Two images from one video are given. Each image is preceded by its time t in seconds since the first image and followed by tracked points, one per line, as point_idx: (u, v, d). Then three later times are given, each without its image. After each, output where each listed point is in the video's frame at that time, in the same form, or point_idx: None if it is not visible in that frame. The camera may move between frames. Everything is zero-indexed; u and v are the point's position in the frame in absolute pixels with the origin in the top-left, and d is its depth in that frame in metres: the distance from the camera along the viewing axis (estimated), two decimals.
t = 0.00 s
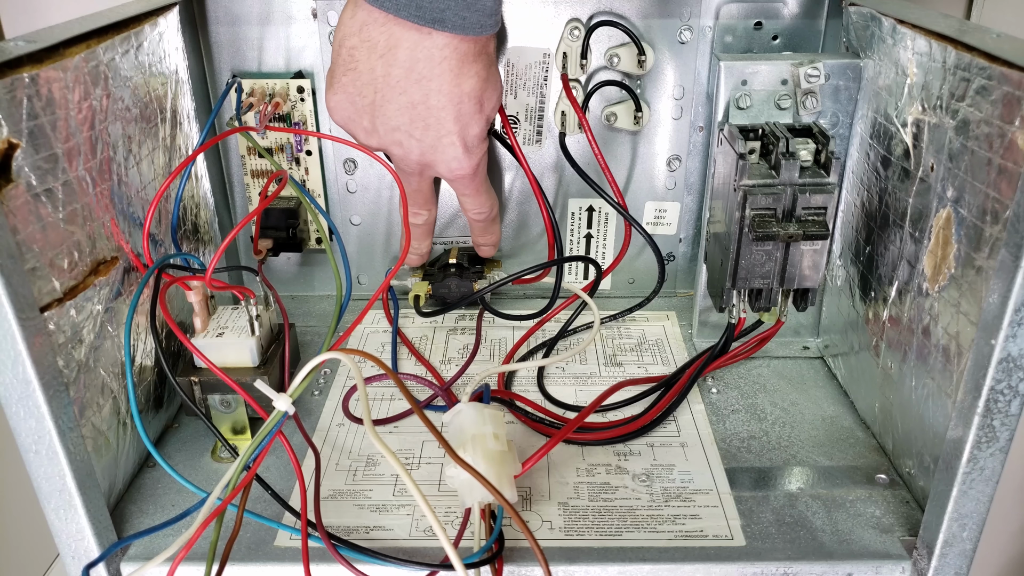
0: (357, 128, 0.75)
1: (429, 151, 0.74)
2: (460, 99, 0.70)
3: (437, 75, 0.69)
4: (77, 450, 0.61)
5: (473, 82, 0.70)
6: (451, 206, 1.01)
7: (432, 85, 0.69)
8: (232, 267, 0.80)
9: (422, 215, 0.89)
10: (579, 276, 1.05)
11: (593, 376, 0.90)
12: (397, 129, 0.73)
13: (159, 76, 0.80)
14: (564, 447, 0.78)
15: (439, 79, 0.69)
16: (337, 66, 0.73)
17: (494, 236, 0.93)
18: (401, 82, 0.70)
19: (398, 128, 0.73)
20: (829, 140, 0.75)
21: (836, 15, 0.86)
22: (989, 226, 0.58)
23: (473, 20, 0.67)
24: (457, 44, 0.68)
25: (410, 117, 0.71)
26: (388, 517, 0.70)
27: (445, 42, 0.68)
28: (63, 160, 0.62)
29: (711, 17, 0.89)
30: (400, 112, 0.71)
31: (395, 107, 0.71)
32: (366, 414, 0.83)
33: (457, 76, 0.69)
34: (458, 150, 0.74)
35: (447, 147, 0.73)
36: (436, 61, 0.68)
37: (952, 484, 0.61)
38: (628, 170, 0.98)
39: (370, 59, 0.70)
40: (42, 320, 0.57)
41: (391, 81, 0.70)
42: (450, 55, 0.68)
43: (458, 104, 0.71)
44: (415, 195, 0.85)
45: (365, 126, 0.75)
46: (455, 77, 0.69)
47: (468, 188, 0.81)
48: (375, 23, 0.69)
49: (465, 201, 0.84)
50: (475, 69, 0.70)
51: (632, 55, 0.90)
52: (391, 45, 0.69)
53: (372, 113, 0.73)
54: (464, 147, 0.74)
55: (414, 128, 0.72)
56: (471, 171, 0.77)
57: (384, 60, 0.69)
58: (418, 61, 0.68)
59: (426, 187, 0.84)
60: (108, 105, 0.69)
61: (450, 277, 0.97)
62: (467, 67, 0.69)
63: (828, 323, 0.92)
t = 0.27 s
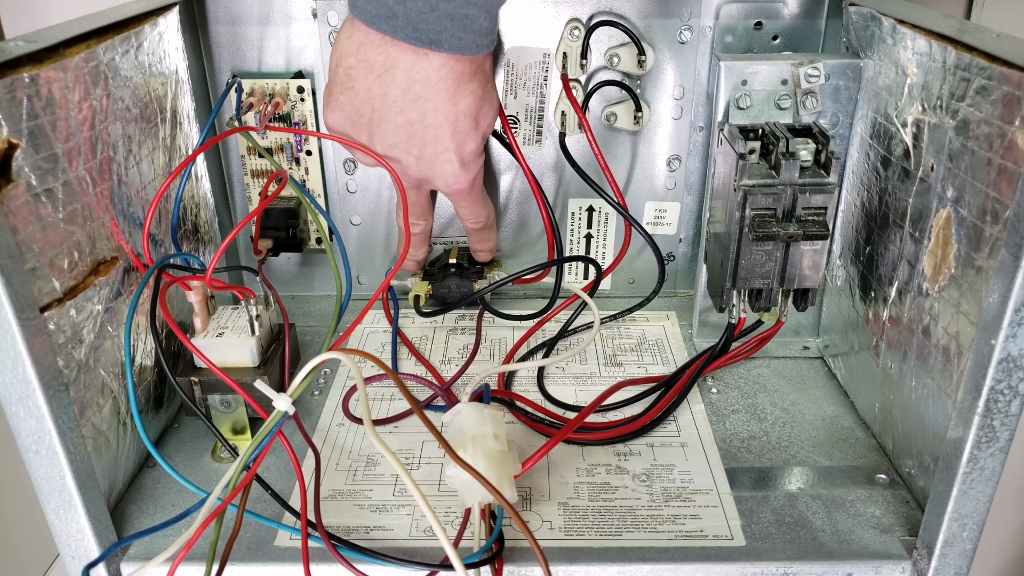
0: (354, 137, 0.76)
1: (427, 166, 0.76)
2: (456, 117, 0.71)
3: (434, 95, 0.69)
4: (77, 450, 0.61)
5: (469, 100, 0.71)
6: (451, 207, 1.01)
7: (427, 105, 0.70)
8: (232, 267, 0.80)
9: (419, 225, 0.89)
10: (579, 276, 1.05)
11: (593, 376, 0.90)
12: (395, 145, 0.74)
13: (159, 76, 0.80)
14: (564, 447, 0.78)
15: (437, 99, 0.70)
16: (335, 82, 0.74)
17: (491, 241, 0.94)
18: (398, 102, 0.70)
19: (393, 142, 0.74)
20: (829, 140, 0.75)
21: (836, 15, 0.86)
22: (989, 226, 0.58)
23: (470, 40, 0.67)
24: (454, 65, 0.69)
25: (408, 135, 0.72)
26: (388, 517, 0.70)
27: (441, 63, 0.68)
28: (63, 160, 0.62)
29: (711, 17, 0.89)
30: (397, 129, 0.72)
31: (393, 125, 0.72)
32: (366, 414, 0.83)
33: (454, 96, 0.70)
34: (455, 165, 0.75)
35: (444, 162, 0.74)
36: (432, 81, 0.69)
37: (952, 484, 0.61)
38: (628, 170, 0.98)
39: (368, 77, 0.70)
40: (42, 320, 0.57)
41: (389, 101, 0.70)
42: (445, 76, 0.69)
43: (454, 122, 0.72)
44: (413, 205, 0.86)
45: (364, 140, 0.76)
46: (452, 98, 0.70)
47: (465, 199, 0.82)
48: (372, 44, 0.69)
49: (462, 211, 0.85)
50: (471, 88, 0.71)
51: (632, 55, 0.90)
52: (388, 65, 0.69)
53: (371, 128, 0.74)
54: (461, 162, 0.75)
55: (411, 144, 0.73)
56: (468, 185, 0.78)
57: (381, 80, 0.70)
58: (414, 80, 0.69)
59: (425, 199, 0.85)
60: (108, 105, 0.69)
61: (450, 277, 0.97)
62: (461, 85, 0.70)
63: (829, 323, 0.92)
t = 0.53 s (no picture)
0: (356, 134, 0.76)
1: (428, 167, 0.76)
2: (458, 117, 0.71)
3: (435, 95, 0.69)
4: (77, 451, 0.61)
5: (471, 101, 0.71)
6: (452, 207, 1.01)
7: (427, 104, 0.70)
8: (232, 267, 0.80)
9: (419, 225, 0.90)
10: (579, 276, 1.05)
11: (593, 376, 0.90)
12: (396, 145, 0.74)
13: (159, 76, 0.80)
14: (564, 447, 0.78)
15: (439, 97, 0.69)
16: (337, 87, 0.74)
17: (491, 238, 0.95)
18: (399, 101, 0.70)
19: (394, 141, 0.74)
20: (830, 140, 0.75)
21: (836, 15, 0.86)
22: (989, 226, 0.58)
23: (471, 39, 0.67)
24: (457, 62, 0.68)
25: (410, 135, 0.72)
26: (388, 517, 0.70)
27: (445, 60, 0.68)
28: (63, 159, 0.62)
29: (711, 17, 0.89)
30: (399, 129, 0.72)
31: (394, 125, 0.72)
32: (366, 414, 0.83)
33: (455, 96, 0.70)
34: (457, 166, 0.75)
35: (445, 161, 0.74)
36: (434, 81, 0.69)
37: (952, 484, 0.61)
38: (628, 170, 0.98)
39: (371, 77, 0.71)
40: (42, 320, 0.57)
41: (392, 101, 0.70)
42: (447, 75, 0.69)
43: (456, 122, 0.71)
44: (413, 205, 0.86)
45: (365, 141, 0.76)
46: (454, 97, 0.70)
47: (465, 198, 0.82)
48: (375, 43, 0.69)
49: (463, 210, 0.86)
50: (472, 88, 0.71)
51: (632, 55, 0.90)
52: (390, 65, 0.69)
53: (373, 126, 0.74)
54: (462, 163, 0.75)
55: (412, 143, 0.73)
56: (469, 185, 0.78)
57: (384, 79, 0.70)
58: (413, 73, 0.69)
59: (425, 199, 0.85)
60: (108, 105, 0.69)
61: (450, 277, 0.97)
62: (460, 83, 0.70)
63: (829, 323, 0.92)
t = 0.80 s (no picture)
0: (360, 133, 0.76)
1: (431, 169, 0.76)
2: (463, 122, 0.71)
3: (440, 100, 0.69)
4: (77, 451, 0.61)
5: (475, 105, 0.71)
6: (452, 207, 1.01)
7: (432, 109, 0.70)
8: (232, 267, 0.80)
9: (419, 226, 0.89)
10: (579, 276, 1.05)
11: (593, 376, 0.90)
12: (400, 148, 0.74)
13: (159, 76, 0.80)
14: (564, 447, 0.78)
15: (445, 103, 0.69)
16: (338, 85, 0.74)
17: (491, 239, 0.95)
18: (404, 106, 0.70)
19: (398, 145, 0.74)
20: (830, 140, 0.75)
21: (836, 15, 0.86)
22: (989, 226, 0.58)
23: (477, 43, 0.67)
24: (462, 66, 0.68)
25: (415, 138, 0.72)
26: (388, 517, 0.70)
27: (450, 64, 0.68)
28: (63, 160, 0.62)
29: (711, 17, 0.89)
30: (403, 132, 0.72)
31: (398, 128, 0.72)
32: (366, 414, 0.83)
33: (460, 100, 0.70)
34: (460, 169, 0.75)
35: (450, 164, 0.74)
36: (439, 86, 0.68)
37: (952, 484, 0.61)
38: (628, 170, 0.98)
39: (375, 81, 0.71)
40: (42, 320, 0.57)
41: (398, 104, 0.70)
42: (452, 80, 0.69)
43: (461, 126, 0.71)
44: (413, 207, 0.86)
45: (365, 141, 0.76)
46: (459, 102, 0.70)
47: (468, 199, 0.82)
48: (379, 49, 0.69)
49: (465, 211, 0.86)
50: (478, 93, 0.71)
51: (632, 55, 0.90)
52: (395, 69, 0.69)
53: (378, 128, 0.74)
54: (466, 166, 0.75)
55: (416, 146, 0.73)
56: (472, 188, 0.78)
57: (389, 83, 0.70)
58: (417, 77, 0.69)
59: (427, 201, 0.86)
60: (108, 105, 0.69)
61: (450, 277, 0.97)
62: (463, 86, 0.69)
63: (829, 323, 0.92)
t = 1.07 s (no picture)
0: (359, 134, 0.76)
1: (429, 172, 0.76)
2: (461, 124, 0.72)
3: (438, 102, 0.70)
4: (77, 450, 0.61)
5: (473, 107, 0.72)
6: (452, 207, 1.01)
7: (430, 110, 0.70)
8: (232, 267, 0.80)
9: (419, 227, 0.90)
10: (579, 276, 1.05)
11: (593, 376, 0.90)
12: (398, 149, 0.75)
13: (159, 76, 0.80)
14: (564, 447, 0.78)
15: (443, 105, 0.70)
16: (338, 86, 0.74)
17: (490, 239, 0.96)
18: (401, 107, 0.71)
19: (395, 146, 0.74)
20: (829, 140, 0.75)
21: (836, 15, 0.86)
22: (989, 226, 0.58)
23: (475, 46, 0.67)
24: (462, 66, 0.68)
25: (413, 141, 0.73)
26: (388, 517, 0.70)
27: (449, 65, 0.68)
28: (63, 160, 0.62)
29: (711, 17, 0.89)
30: (401, 134, 0.73)
31: (396, 130, 0.73)
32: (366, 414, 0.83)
33: (458, 102, 0.70)
34: (458, 171, 0.75)
35: (448, 166, 0.75)
36: (437, 88, 0.69)
37: (952, 484, 0.61)
38: (628, 170, 0.98)
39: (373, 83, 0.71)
40: (42, 320, 0.57)
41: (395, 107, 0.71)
42: (450, 82, 0.69)
43: (459, 129, 0.72)
44: (413, 209, 0.86)
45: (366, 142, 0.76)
46: (456, 104, 0.70)
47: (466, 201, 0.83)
48: (377, 51, 0.69)
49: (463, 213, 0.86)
50: (475, 95, 0.71)
51: (632, 55, 0.90)
52: (393, 71, 0.69)
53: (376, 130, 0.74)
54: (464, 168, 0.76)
55: (414, 148, 0.74)
56: (470, 190, 0.78)
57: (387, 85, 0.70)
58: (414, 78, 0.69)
59: (426, 203, 0.86)
60: (108, 105, 0.69)
61: (450, 277, 0.97)
62: (460, 87, 0.69)
63: (829, 323, 0.92)
